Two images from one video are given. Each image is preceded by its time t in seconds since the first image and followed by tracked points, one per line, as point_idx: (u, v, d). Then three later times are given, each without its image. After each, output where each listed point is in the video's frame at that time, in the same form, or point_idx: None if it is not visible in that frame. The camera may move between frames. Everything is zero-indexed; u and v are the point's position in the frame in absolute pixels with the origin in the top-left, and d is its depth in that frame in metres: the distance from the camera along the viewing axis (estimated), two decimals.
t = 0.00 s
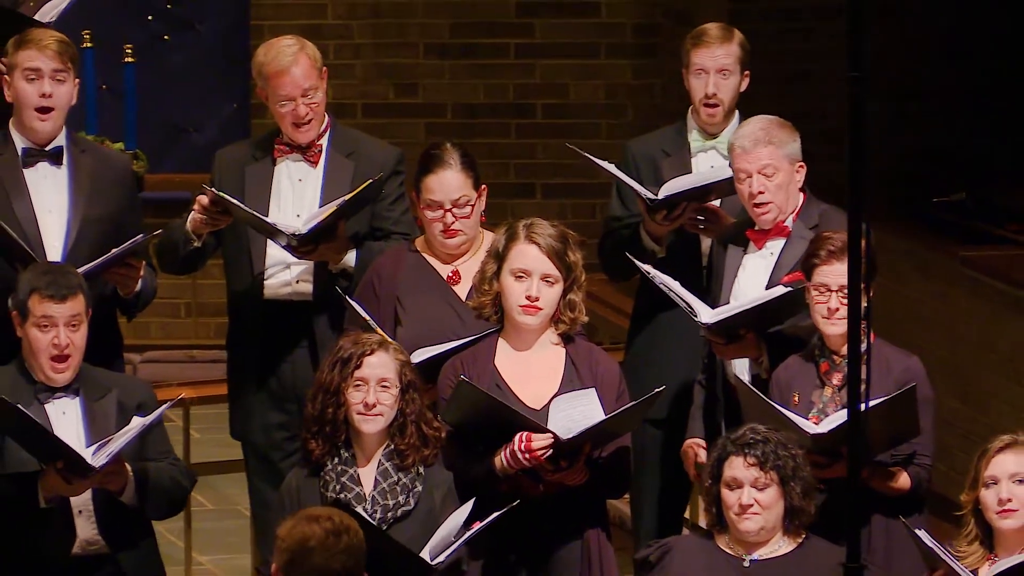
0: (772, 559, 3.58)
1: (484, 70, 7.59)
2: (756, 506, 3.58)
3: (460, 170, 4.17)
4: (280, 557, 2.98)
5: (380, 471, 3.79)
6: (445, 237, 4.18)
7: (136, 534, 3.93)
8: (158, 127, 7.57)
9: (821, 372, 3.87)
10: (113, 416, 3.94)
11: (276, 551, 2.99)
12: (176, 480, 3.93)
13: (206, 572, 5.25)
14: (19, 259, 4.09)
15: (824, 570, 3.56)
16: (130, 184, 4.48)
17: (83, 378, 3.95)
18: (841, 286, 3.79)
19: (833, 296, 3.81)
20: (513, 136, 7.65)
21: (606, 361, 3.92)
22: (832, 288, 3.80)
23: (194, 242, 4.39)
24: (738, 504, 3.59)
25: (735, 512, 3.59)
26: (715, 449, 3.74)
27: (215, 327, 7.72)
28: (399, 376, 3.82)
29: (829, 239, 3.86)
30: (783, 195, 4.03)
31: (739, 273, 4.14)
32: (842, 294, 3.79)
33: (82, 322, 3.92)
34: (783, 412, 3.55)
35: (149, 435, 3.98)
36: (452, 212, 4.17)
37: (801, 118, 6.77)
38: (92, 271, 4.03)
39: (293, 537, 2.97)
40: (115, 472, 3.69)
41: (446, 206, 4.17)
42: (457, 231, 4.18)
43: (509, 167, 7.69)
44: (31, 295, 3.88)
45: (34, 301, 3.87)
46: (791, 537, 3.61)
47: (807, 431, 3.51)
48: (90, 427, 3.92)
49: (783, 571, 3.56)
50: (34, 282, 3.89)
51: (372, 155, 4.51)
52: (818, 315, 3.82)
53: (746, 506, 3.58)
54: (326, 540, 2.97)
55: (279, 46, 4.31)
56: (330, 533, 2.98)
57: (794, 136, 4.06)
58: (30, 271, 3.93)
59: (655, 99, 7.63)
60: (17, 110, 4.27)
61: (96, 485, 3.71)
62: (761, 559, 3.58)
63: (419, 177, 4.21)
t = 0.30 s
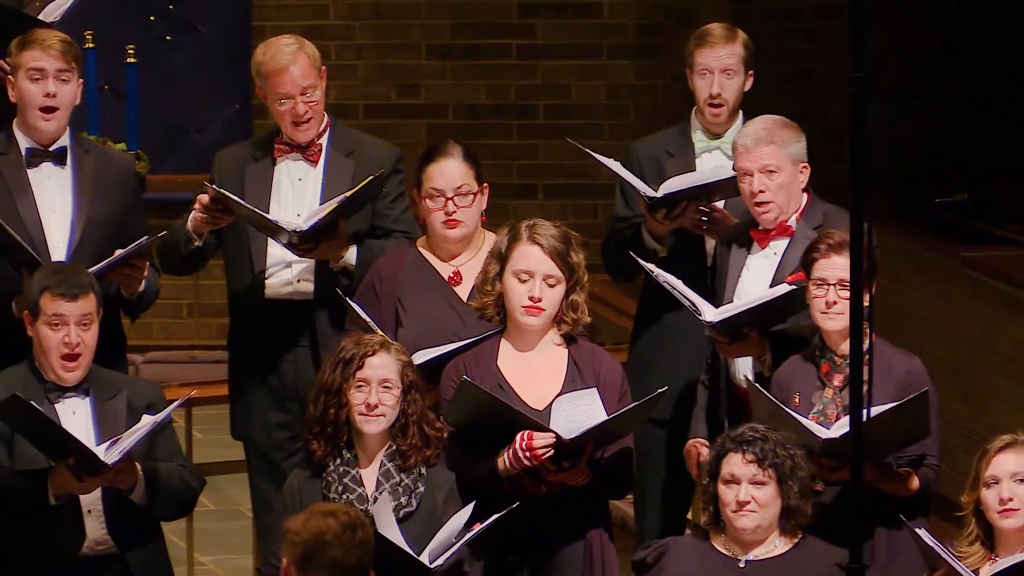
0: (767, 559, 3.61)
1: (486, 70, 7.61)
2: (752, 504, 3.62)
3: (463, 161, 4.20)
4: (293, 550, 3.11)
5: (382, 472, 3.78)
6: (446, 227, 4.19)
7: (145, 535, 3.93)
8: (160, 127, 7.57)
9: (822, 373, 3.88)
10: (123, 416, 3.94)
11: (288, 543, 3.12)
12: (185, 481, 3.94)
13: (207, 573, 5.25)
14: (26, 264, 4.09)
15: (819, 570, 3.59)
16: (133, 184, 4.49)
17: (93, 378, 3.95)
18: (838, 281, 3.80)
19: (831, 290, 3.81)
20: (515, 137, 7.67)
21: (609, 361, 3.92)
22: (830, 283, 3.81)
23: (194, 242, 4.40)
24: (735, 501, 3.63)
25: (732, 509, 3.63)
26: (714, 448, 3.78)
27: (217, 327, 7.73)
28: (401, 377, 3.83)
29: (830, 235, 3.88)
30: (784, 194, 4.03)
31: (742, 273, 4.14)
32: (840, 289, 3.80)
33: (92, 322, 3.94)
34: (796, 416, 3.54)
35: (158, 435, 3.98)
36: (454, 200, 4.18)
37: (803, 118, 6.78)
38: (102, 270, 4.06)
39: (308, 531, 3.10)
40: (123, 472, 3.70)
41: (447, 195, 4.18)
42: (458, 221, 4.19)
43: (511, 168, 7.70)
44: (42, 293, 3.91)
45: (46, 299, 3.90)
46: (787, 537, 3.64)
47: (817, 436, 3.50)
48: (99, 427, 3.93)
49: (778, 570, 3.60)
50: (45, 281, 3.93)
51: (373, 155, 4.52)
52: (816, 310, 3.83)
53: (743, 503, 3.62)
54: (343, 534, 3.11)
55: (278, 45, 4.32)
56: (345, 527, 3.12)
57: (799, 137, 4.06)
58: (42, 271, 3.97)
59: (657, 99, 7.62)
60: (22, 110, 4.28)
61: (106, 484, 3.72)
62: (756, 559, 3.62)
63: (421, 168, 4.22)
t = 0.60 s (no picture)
0: (760, 559, 3.62)
1: (487, 71, 7.64)
2: (748, 502, 3.62)
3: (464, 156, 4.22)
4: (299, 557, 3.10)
5: (383, 472, 3.80)
6: (446, 219, 4.19)
7: (155, 538, 3.94)
8: (162, 128, 7.56)
9: (824, 374, 3.87)
10: (132, 416, 3.95)
11: (292, 546, 3.11)
12: (193, 484, 3.94)
13: (207, 573, 5.25)
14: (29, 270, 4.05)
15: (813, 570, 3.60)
16: (136, 183, 4.48)
17: (101, 378, 3.96)
18: (837, 279, 3.79)
19: (829, 288, 3.80)
20: (517, 137, 7.69)
21: (610, 361, 3.92)
22: (828, 281, 3.80)
23: (191, 243, 4.39)
24: (731, 499, 3.63)
25: (727, 506, 3.63)
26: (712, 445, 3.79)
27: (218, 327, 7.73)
28: (402, 377, 3.83)
29: (829, 233, 3.89)
30: (783, 194, 4.03)
31: (744, 273, 4.14)
32: (838, 286, 3.79)
33: (102, 322, 3.93)
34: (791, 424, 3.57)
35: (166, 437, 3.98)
36: (455, 191, 4.18)
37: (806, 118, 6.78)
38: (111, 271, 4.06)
39: (313, 534, 3.10)
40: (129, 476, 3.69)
41: (449, 186, 4.18)
42: (459, 214, 4.19)
43: (512, 168, 7.71)
44: (52, 294, 3.89)
45: (56, 300, 3.89)
46: (782, 538, 3.65)
47: (812, 446, 3.53)
48: (109, 427, 3.93)
49: (775, 570, 3.60)
50: (56, 280, 3.91)
51: (372, 155, 4.51)
52: (815, 307, 3.82)
53: (739, 501, 3.62)
54: (349, 537, 3.11)
55: (271, 44, 4.32)
56: (352, 530, 3.12)
57: (801, 137, 4.05)
58: (53, 271, 3.95)
59: (657, 99, 7.69)
60: (24, 110, 4.28)
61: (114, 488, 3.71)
62: (751, 560, 3.62)
63: (423, 160, 4.24)
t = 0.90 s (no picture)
0: (758, 558, 3.63)
1: (487, 71, 7.65)
2: (746, 503, 3.63)
3: (464, 156, 4.24)
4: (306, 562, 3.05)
5: (383, 471, 3.80)
6: (445, 219, 4.20)
7: (158, 539, 3.94)
8: (164, 129, 7.59)
9: (826, 373, 3.87)
10: (137, 418, 3.95)
11: (300, 547, 3.16)
12: (197, 485, 3.95)
13: (209, 573, 5.26)
14: (33, 277, 4.06)
15: (811, 569, 3.61)
16: (139, 182, 4.49)
17: (106, 379, 3.96)
18: (836, 276, 3.80)
19: (829, 286, 3.81)
20: (517, 137, 7.70)
21: (610, 360, 3.93)
22: (828, 278, 3.81)
23: (191, 243, 4.40)
24: (729, 499, 3.64)
25: (725, 507, 3.64)
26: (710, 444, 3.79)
27: (220, 327, 7.75)
28: (403, 376, 3.83)
29: (828, 233, 3.89)
30: (783, 195, 4.04)
31: (745, 273, 4.14)
32: (838, 283, 3.80)
33: (109, 326, 3.93)
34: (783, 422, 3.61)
35: (171, 438, 3.99)
36: (453, 191, 4.18)
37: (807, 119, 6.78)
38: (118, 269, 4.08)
39: (321, 538, 3.14)
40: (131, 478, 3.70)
41: (447, 186, 4.19)
42: (457, 213, 4.20)
43: (514, 168, 7.72)
44: (59, 298, 3.90)
45: (62, 303, 3.89)
46: (780, 536, 3.66)
47: (802, 445, 3.56)
48: (114, 430, 3.93)
49: (773, 569, 3.61)
50: (62, 284, 3.92)
51: (373, 155, 4.52)
52: (815, 306, 3.83)
53: (737, 502, 3.63)
54: (357, 541, 3.15)
55: (272, 45, 4.32)
56: (360, 534, 3.15)
57: (799, 138, 4.06)
58: (59, 275, 3.95)
59: (658, 99, 7.70)
60: (27, 110, 4.29)
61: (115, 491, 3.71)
62: (748, 559, 3.63)
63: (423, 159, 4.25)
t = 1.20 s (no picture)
0: (764, 555, 3.67)
1: (495, 72, 7.75)
2: (751, 502, 3.66)
3: (470, 157, 4.26)
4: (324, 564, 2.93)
5: (392, 469, 3.84)
6: (449, 219, 4.23)
7: (168, 534, 3.99)
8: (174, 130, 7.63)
9: (829, 372, 3.91)
10: (149, 416, 3.99)
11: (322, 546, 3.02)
12: (208, 483, 3.98)
13: (218, 571, 5.30)
14: (44, 276, 4.09)
15: (816, 565, 3.64)
16: (149, 182, 4.53)
17: (119, 378, 4.00)
18: (840, 275, 3.83)
19: (834, 285, 3.84)
20: (524, 137, 7.80)
21: (615, 359, 3.95)
22: (833, 278, 3.84)
23: (201, 241, 4.45)
24: (734, 499, 3.67)
25: (731, 507, 3.67)
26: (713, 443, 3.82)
27: (228, 326, 7.81)
28: (411, 375, 3.86)
29: (832, 232, 3.93)
30: (787, 197, 4.07)
31: (748, 273, 4.19)
32: (842, 283, 3.83)
33: (119, 323, 3.98)
34: (787, 418, 3.64)
35: (183, 435, 4.02)
36: (458, 192, 4.22)
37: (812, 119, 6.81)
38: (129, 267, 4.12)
39: (345, 538, 2.99)
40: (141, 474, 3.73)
41: (452, 186, 4.22)
42: (461, 214, 4.23)
43: (520, 168, 7.83)
44: (70, 294, 3.95)
45: (72, 300, 3.94)
46: (784, 534, 3.70)
47: (808, 439, 3.60)
48: (125, 427, 3.98)
49: (778, 566, 3.65)
50: (72, 281, 3.97)
51: (381, 155, 4.56)
52: (819, 305, 3.86)
53: (742, 501, 3.66)
54: (379, 546, 2.99)
55: (281, 45, 4.36)
56: (383, 539, 3.00)
57: (802, 139, 4.09)
58: (70, 274, 4.01)
59: (662, 100, 7.83)
60: (37, 111, 4.33)
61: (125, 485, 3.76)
62: (755, 556, 3.67)
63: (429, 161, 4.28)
